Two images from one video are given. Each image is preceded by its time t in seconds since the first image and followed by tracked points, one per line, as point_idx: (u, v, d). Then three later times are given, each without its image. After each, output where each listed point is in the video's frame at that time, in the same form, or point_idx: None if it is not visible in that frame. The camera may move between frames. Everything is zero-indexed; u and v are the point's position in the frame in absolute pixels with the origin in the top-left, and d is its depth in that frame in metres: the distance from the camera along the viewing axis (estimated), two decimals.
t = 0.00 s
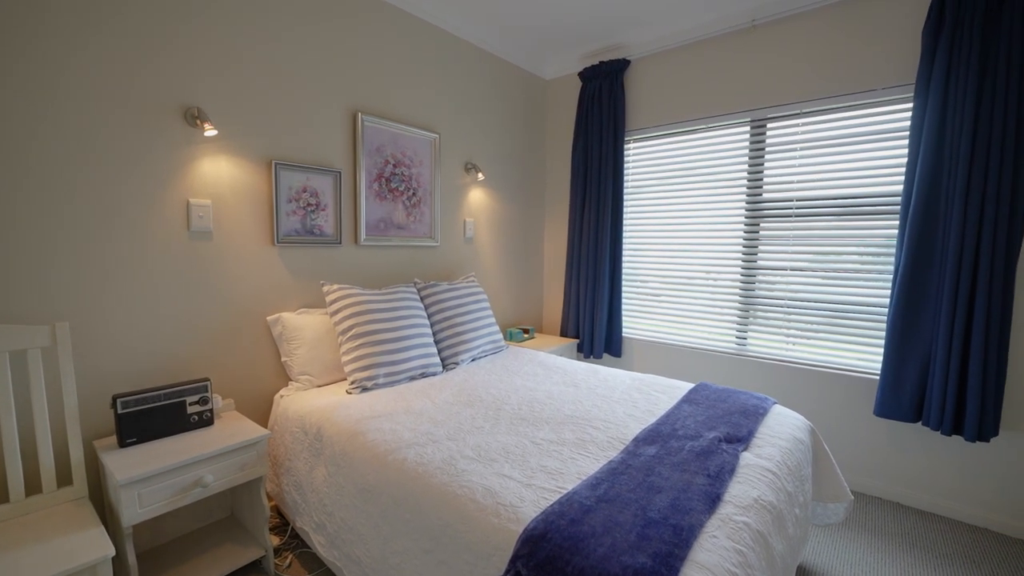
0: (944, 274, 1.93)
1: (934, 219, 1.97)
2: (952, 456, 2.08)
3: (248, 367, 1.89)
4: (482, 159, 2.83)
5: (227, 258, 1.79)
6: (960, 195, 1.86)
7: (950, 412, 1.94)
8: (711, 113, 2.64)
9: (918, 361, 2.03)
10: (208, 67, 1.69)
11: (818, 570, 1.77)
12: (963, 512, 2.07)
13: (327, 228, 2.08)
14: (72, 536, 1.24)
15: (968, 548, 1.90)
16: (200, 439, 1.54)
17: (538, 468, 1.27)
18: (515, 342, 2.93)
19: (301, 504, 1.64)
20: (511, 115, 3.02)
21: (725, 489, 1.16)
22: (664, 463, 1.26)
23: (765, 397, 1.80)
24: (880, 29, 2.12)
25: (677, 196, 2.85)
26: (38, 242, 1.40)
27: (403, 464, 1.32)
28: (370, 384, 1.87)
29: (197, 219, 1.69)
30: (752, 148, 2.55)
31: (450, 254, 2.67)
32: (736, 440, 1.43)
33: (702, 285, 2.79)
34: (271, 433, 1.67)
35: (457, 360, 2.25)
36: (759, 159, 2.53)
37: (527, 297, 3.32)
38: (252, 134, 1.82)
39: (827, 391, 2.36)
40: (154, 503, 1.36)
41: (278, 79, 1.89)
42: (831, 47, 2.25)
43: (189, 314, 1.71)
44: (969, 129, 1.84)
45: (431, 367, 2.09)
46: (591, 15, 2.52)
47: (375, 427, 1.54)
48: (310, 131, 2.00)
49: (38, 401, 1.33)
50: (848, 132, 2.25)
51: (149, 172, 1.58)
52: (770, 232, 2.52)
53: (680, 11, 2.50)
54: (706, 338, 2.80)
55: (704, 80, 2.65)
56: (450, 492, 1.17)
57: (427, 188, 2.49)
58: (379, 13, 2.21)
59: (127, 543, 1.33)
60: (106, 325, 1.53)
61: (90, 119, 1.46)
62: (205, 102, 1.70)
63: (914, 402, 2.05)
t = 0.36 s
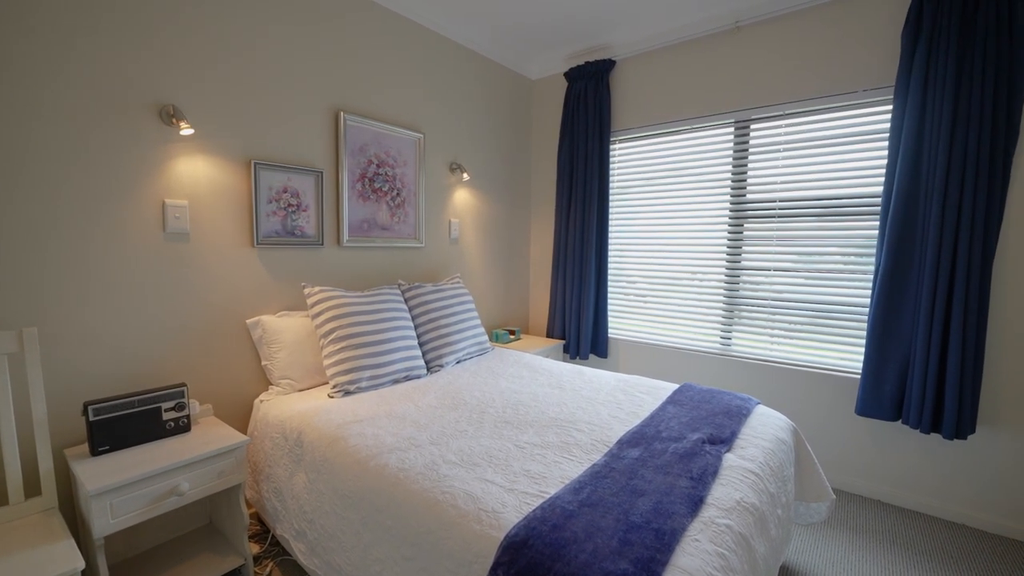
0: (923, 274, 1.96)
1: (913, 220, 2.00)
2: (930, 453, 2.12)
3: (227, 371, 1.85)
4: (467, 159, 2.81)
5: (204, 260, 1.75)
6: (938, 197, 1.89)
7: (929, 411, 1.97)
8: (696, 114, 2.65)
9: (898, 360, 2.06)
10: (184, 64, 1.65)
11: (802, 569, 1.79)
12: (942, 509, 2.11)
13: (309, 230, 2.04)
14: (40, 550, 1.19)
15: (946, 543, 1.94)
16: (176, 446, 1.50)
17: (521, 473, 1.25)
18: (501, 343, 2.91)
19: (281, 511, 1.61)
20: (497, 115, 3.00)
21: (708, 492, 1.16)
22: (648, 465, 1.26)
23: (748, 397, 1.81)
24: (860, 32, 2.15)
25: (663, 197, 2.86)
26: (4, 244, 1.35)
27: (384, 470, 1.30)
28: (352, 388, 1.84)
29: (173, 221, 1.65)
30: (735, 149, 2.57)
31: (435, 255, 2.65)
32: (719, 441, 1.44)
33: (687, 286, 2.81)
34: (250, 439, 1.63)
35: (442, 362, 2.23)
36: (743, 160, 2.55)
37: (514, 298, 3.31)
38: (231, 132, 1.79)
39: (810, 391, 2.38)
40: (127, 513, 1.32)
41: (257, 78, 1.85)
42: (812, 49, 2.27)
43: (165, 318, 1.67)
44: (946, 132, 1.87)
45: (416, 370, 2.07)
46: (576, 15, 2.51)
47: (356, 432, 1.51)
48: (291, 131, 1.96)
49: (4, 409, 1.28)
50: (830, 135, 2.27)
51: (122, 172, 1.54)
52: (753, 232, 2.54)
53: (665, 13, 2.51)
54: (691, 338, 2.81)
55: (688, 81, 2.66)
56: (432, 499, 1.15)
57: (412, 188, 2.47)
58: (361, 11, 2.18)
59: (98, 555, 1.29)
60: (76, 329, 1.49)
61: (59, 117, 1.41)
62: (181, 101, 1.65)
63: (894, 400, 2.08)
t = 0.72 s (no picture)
0: (895, 274, 2.00)
1: (886, 222, 2.04)
2: (903, 450, 2.16)
3: (198, 376, 1.80)
4: (448, 160, 2.78)
5: (174, 263, 1.70)
6: (910, 198, 1.93)
7: (902, 409, 2.00)
8: (675, 116, 2.67)
9: (872, 359, 2.10)
10: (151, 61, 1.60)
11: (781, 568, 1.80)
12: (916, 505, 2.15)
13: (285, 231, 2.00)
14: None
15: (922, 540, 1.97)
16: (143, 455, 1.45)
17: (497, 477, 1.24)
18: (483, 345, 2.89)
19: (255, 520, 1.57)
20: (477, 116, 2.98)
21: (684, 495, 1.15)
22: (625, 468, 1.25)
23: (726, 398, 1.82)
24: (832, 37, 2.18)
25: (644, 198, 2.86)
26: None
27: (357, 477, 1.27)
28: (329, 392, 1.81)
29: (140, 222, 1.60)
30: (714, 151, 2.59)
31: (416, 257, 2.62)
32: (697, 443, 1.44)
33: (668, 287, 2.82)
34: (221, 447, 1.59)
35: (422, 365, 2.20)
36: (721, 162, 2.57)
37: (497, 300, 3.29)
38: (201, 132, 1.74)
39: (788, 390, 2.41)
40: (90, 526, 1.27)
41: (229, 76, 1.80)
42: (788, 53, 2.30)
43: (132, 323, 1.62)
44: (916, 136, 1.91)
45: (395, 373, 2.04)
46: (556, 16, 2.51)
47: (331, 438, 1.48)
48: (264, 130, 1.92)
49: None
50: (806, 137, 2.30)
51: (84, 172, 1.48)
52: (732, 234, 2.56)
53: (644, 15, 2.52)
54: (673, 339, 2.82)
55: (667, 83, 2.67)
56: (405, 506, 1.13)
57: (391, 189, 2.44)
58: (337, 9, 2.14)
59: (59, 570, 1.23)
60: (35, 336, 1.43)
61: (15, 114, 1.35)
62: (148, 99, 1.60)
63: (868, 399, 2.11)
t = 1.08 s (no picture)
0: (864, 275, 2.04)
1: (855, 224, 2.08)
2: (872, 445, 2.21)
3: (163, 384, 1.74)
4: (426, 160, 2.76)
5: (137, 267, 1.64)
6: (878, 201, 1.97)
7: (871, 407, 2.05)
8: (651, 118, 2.68)
9: (842, 358, 2.14)
10: (110, 58, 1.54)
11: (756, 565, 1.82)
12: (886, 499, 2.20)
13: (255, 233, 1.95)
14: None
15: (891, 534, 2.02)
16: (102, 467, 1.40)
17: (470, 484, 1.23)
18: (463, 347, 2.87)
19: (223, 532, 1.53)
20: (455, 116, 2.96)
21: (656, 498, 1.16)
22: (598, 473, 1.25)
23: (701, 398, 1.84)
24: (802, 42, 2.22)
25: (622, 199, 2.88)
26: None
27: (326, 487, 1.24)
28: (302, 399, 1.77)
29: (99, 225, 1.54)
30: (690, 153, 2.61)
31: (393, 259, 2.59)
32: (671, 444, 1.44)
33: (647, 288, 2.84)
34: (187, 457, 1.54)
35: (399, 369, 2.17)
36: (697, 164, 2.60)
37: (477, 301, 3.27)
38: (165, 131, 1.68)
39: (763, 389, 2.45)
40: (44, 543, 1.22)
41: (194, 74, 1.75)
42: (760, 57, 2.34)
43: (91, 331, 1.56)
44: (883, 139, 1.96)
45: (371, 377, 2.01)
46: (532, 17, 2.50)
47: (300, 446, 1.45)
48: (233, 130, 1.87)
49: None
50: (779, 140, 2.34)
51: (37, 173, 1.42)
52: (709, 235, 2.59)
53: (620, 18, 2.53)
54: (651, 339, 2.84)
55: (644, 85, 2.69)
56: (374, 517, 1.11)
57: (367, 190, 2.40)
58: (308, 8, 2.10)
59: None
60: None
61: None
62: (107, 97, 1.54)
63: (839, 397, 2.16)
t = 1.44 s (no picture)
0: (830, 278, 2.12)
1: (821, 229, 2.15)
2: (838, 442, 2.29)
3: (127, 393, 1.69)
4: (402, 162, 2.74)
5: (98, 271, 1.59)
6: (841, 207, 2.05)
7: (836, 405, 2.12)
8: (627, 123, 2.72)
9: (809, 359, 2.21)
10: (70, 55, 1.48)
11: (726, 563, 1.86)
12: (850, 495, 2.28)
13: (224, 237, 1.91)
14: None
15: (855, 529, 2.09)
16: (62, 481, 1.34)
17: (443, 491, 1.22)
18: (440, 351, 2.86)
19: (190, 545, 1.48)
20: (432, 118, 2.95)
21: (628, 501, 1.17)
22: (571, 476, 1.26)
23: (674, 400, 1.87)
24: (770, 52, 2.30)
25: (598, 202, 2.91)
26: None
27: (297, 497, 1.22)
28: (272, 406, 1.74)
29: (58, 228, 1.48)
30: (664, 158, 2.66)
31: (368, 262, 2.56)
32: (643, 447, 1.47)
33: (623, 290, 2.87)
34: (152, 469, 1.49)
35: (374, 374, 2.15)
36: (671, 169, 2.65)
37: (454, 304, 3.27)
38: (129, 132, 1.63)
39: (734, 389, 2.52)
40: None
41: (160, 73, 1.70)
42: (731, 66, 2.40)
43: (49, 338, 1.49)
44: (847, 147, 2.03)
45: (344, 383, 1.99)
46: (510, 21, 2.51)
47: (271, 455, 1.42)
48: (202, 130, 1.83)
49: None
50: (749, 147, 2.41)
51: None
52: (682, 239, 2.64)
53: (596, 23, 2.56)
54: (627, 341, 2.88)
55: (619, 90, 2.73)
56: (345, 527, 1.10)
57: (341, 192, 2.37)
58: (281, 6, 2.06)
59: None
60: None
61: None
62: (67, 96, 1.49)
63: (806, 396, 2.23)
